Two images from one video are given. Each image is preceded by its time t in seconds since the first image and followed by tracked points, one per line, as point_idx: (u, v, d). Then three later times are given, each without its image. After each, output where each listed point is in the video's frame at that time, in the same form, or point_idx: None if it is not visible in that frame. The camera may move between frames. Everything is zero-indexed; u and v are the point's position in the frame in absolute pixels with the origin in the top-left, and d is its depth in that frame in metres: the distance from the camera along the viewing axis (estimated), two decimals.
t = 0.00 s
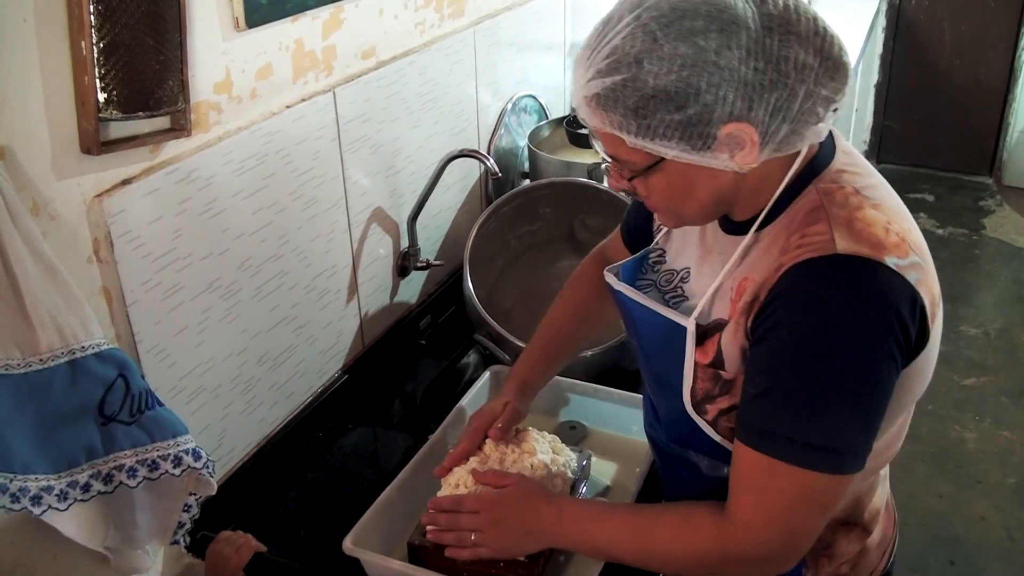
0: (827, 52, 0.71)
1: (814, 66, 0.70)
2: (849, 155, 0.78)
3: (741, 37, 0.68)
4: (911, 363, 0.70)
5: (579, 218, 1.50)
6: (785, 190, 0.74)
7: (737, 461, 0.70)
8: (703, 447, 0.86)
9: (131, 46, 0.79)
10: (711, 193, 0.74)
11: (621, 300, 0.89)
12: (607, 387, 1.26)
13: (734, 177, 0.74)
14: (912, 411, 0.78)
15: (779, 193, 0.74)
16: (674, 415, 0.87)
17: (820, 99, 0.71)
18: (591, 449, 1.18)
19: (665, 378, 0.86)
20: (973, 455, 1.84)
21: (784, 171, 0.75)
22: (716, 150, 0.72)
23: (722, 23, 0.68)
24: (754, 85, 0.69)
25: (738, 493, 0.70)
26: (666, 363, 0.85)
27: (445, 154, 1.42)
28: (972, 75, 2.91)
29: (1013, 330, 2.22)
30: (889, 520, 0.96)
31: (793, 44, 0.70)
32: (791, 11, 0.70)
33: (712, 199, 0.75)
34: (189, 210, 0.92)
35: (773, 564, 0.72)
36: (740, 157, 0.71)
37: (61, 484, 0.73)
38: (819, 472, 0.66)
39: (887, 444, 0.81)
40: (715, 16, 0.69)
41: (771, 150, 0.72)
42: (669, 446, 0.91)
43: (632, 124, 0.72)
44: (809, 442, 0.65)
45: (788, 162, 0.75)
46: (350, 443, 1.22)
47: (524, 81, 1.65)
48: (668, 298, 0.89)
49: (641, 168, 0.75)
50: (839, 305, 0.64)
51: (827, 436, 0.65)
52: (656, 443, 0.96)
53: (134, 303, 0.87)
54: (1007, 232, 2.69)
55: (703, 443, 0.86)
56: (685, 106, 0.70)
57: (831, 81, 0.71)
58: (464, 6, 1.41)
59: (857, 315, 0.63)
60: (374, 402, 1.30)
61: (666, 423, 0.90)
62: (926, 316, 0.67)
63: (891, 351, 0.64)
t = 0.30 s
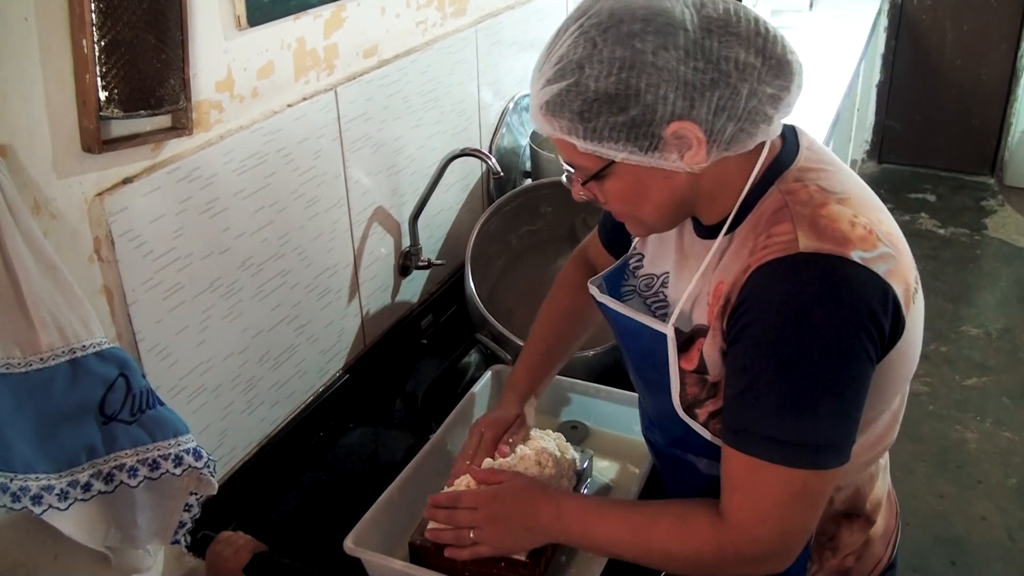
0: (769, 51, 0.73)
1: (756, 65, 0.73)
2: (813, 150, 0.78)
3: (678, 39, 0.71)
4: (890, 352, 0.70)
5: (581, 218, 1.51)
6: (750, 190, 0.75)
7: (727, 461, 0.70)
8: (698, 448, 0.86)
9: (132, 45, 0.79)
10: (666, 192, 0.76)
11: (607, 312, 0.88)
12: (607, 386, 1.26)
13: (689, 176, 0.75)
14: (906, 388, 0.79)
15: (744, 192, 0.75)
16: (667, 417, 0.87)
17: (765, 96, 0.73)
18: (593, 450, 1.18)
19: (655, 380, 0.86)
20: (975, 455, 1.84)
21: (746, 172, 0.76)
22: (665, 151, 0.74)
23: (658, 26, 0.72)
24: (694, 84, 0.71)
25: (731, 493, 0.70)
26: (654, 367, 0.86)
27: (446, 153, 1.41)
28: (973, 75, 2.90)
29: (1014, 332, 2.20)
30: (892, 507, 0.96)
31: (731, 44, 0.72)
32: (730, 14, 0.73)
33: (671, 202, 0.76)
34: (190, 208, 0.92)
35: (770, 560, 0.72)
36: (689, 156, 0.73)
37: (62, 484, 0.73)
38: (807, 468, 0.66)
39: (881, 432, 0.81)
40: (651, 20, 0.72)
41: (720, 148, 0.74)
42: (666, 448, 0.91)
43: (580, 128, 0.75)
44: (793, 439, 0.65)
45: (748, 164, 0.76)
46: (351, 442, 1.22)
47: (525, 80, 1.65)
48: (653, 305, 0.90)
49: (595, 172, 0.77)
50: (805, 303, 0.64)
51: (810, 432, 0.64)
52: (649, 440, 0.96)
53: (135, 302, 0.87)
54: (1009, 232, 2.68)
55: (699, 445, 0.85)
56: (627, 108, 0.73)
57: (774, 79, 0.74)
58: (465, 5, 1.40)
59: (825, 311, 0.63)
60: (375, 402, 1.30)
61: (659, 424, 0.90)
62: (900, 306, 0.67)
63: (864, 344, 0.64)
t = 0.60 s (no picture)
0: (747, 51, 0.75)
1: (733, 64, 0.75)
2: (798, 149, 0.79)
3: (654, 38, 0.73)
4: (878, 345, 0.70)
5: (581, 216, 1.52)
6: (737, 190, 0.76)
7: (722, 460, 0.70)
8: (692, 446, 0.86)
9: (133, 44, 0.79)
10: (649, 193, 0.77)
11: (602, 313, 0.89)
12: (606, 386, 1.26)
13: (671, 176, 0.76)
14: (899, 380, 0.79)
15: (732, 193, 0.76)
16: (662, 416, 0.87)
17: (744, 95, 0.75)
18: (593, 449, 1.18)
19: (650, 379, 0.87)
20: (974, 455, 1.84)
21: (731, 172, 0.77)
22: (643, 149, 0.75)
23: (634, 26, 0.73)
24: (670, 83, 0.73)
25: (728, 492, 0.70)
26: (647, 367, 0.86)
27: (447, 153, 1.41)
28: (973, 76, 2.90)
29: (1014, 332, 2.21)
30: (886, 502, 0.97)
31: (708, 45, 0.74)
32: (708, 16, 0.75)
33: (654, 201, 0.78)
34: (191, 208, 0.92)
35: (771, 557, 0.72)
36: (668, 155, 0.75)
37: (62, 483, 0.73)
38: (800, 465, 0.66)
39: (875, 428, 0.82)
40: (628, 21, 0.74)
41: (699, 146, 0.75)
42: (662, 448, 0.91)
43: (559, 126, 0.77)
44: (786, 436, 0.65)
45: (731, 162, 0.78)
46: (351, 442, 1.22)
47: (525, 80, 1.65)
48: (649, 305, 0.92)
49: (578, 171, 0.79)
50: (790, 301, 0.64)
51: (802, 429, 0.65)
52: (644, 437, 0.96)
53: (136, 302, 0.87)
54: (1009, 232, 2.68)
55: (695, 445, 0.85)
56: (604, 106, 0.74)
57: (753, 78, 0.75)
58: (465, 5, 1.40)
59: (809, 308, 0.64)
60: (376, 401, 1.30)
61: (653, 423, 0.90)
62: (885, 301, 0.67)
63: (851, 339, 0.64)
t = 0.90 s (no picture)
0: (721, 58, 0.77)
1: (706, 69, 0.76)
2: (778, 148, 0.79)
3: (627, 40, 0.75)
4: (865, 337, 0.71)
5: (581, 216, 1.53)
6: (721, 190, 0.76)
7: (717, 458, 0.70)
8: (688, 447, 0.86)
9: (135, 43, 0.79)
10: (621, 196, 0.78)
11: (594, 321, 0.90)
12: (605, 386, 1.26)
13: (643, 179, 0.77)
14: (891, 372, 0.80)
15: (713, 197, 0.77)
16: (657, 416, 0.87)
17: (716, 100, 0.76)
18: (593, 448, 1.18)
19: (644, 382, 0.87)
20: (972, 455, 1.84)
21: (706, 178, 0.78)
22: (613, 149, 0.76)
23: (609, 27, 0.75)
24: (642, 84, 0.75)
25: (724, 489, 0.70)
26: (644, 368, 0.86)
27: (447, 152, 1.41)
28: (973, 76, 2.90)
29: (1012, 332, 2.21)
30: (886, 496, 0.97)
31: (681, 49, 0.76)
32: (683, 23, 0.77)
33: (626, 204, 0.78)
34: (191, 207, 0.92)
35: (766, 553, 0.72)
36: (638, 156, 0.76)
37: (63, 481, 0.73)
38: (795, 460, 0.66)
39: (870, 424, 0.82)
40: (603, 22, 0.76)
41: (668, 149, 0.76)
42: (658, 449, 0.91)
43: (533, 122, 0.78)
44: (780, 432, 0.65)
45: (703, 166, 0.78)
46: (350, 441, 1.22)
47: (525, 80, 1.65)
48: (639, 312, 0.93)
49: (549, 171, 0.80)
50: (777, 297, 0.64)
51: (795, 424, 0.65)
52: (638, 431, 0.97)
53: (137, 300, 0.87)
54: (1008, 233, 2.69)
55: (691, 445, 0.86)
56: (576, 103, 0.76)
57: (726, 85, 0.77)
58: (465, 5, 1.40)
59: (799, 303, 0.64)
60: (375, 400, 1.30)
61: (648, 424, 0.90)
62: (871, 294, 0.68)
63: (840, 333, 0.64)
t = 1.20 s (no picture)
0: (699, 49, 0.77)
1: (686, 62, 0.76)
2: (772, 150, 0.78)
3: (605, 40, 0.75)
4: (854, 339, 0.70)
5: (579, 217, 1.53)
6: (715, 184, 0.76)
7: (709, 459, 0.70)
8: (684, 447, 0.86)
9: (134, 42, 0.79)
10: (616, 194, 0.77)
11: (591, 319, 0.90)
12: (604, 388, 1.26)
13: (636, 175, 0.76)
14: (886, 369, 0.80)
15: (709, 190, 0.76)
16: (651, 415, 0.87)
17: (699, 91, 0.76)
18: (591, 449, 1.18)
19: (637, 380, 0.87)
20: (970, 457, 1.84)
21: (704, 173, 0.77)
22: (603, 148, 0.76)
23: (586, 29, 0.76)
24: (623, 81, 0.75)
25: (716, 492, 0.70)
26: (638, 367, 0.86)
27: (446, 153, 1.41)
28: (971, 78, 2.91)
29: (1011, 334, 2.21)
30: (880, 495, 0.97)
31: (659, 44, 0.76)
32: (661, 18, 0.77)
33: (621, 202, 0.77)
34: (190, 207, 0.92)
35: (757, 558, 0.72)
36: (628, 152, 0.75)
37: (61, 481, 0.73)
38: (785, 462, 0.66)
39: (864, 425, 0.82)
40: (580, 25, 0.76)
41: (659, 143, 0.75)
42: (655, 449, 0.91)
43: (523, 130, 0.79)
44: (770, 436, 0.65)
45: (698, 161, 0.78)
46: (349, 441, 1.22)
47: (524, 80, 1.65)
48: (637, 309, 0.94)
49: (545, 176, 0.80)
50: (762, 302, 0.64)
51: (785, 426, 0.65)
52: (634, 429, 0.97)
53: (135, 300, 0.87)
54: (1007, 235, 2.69)
55: (686, 445, 0.86)
56: (561, 107, 0.76)
57: (707, 75, 0.77)
58: (465, 5, 1.40)
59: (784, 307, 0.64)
60: (374, 401, 1.30)
61: (641, 422, 0.90)
62: (859, 298, 0.68)
63: (825, 337, 0.64)
